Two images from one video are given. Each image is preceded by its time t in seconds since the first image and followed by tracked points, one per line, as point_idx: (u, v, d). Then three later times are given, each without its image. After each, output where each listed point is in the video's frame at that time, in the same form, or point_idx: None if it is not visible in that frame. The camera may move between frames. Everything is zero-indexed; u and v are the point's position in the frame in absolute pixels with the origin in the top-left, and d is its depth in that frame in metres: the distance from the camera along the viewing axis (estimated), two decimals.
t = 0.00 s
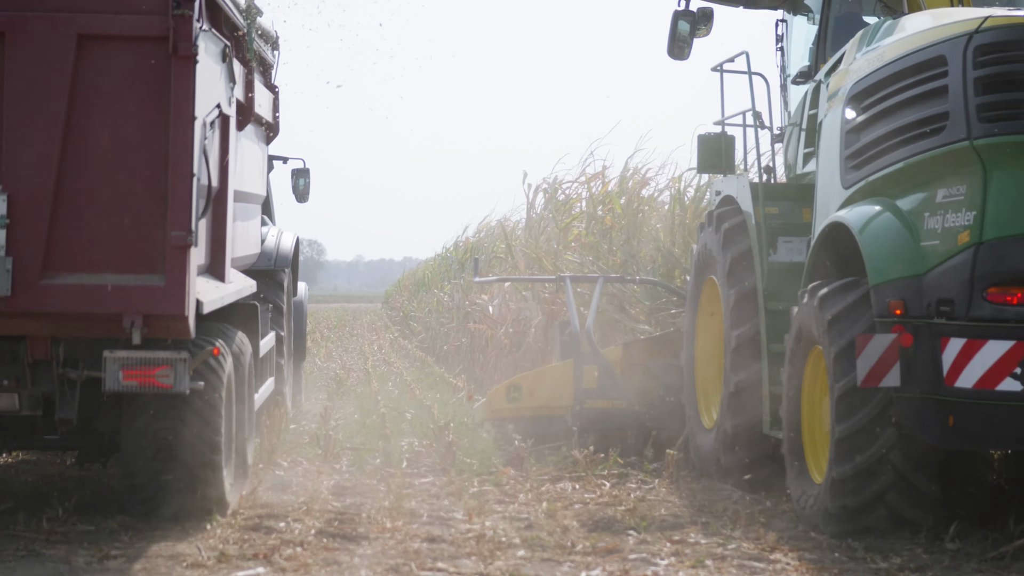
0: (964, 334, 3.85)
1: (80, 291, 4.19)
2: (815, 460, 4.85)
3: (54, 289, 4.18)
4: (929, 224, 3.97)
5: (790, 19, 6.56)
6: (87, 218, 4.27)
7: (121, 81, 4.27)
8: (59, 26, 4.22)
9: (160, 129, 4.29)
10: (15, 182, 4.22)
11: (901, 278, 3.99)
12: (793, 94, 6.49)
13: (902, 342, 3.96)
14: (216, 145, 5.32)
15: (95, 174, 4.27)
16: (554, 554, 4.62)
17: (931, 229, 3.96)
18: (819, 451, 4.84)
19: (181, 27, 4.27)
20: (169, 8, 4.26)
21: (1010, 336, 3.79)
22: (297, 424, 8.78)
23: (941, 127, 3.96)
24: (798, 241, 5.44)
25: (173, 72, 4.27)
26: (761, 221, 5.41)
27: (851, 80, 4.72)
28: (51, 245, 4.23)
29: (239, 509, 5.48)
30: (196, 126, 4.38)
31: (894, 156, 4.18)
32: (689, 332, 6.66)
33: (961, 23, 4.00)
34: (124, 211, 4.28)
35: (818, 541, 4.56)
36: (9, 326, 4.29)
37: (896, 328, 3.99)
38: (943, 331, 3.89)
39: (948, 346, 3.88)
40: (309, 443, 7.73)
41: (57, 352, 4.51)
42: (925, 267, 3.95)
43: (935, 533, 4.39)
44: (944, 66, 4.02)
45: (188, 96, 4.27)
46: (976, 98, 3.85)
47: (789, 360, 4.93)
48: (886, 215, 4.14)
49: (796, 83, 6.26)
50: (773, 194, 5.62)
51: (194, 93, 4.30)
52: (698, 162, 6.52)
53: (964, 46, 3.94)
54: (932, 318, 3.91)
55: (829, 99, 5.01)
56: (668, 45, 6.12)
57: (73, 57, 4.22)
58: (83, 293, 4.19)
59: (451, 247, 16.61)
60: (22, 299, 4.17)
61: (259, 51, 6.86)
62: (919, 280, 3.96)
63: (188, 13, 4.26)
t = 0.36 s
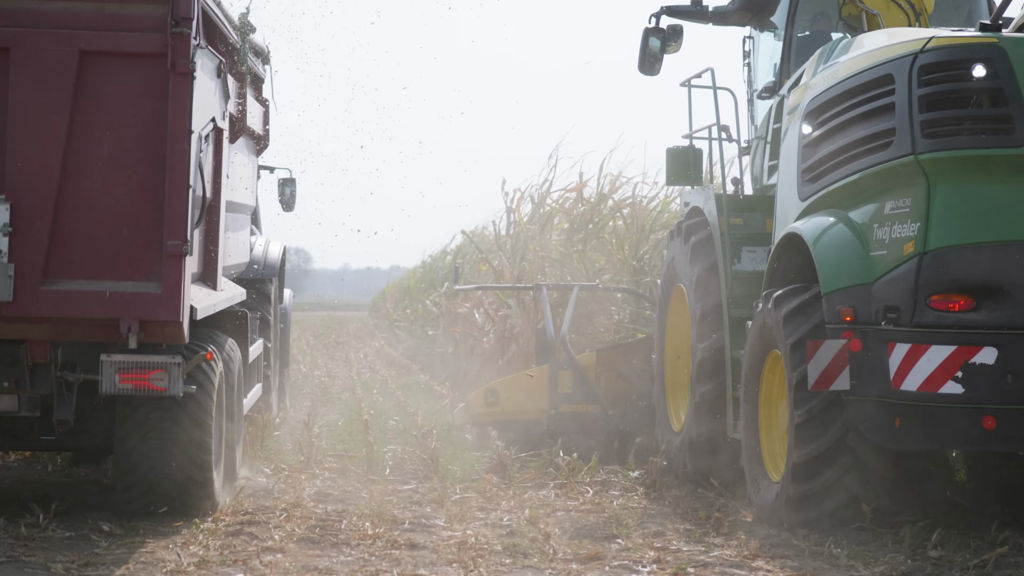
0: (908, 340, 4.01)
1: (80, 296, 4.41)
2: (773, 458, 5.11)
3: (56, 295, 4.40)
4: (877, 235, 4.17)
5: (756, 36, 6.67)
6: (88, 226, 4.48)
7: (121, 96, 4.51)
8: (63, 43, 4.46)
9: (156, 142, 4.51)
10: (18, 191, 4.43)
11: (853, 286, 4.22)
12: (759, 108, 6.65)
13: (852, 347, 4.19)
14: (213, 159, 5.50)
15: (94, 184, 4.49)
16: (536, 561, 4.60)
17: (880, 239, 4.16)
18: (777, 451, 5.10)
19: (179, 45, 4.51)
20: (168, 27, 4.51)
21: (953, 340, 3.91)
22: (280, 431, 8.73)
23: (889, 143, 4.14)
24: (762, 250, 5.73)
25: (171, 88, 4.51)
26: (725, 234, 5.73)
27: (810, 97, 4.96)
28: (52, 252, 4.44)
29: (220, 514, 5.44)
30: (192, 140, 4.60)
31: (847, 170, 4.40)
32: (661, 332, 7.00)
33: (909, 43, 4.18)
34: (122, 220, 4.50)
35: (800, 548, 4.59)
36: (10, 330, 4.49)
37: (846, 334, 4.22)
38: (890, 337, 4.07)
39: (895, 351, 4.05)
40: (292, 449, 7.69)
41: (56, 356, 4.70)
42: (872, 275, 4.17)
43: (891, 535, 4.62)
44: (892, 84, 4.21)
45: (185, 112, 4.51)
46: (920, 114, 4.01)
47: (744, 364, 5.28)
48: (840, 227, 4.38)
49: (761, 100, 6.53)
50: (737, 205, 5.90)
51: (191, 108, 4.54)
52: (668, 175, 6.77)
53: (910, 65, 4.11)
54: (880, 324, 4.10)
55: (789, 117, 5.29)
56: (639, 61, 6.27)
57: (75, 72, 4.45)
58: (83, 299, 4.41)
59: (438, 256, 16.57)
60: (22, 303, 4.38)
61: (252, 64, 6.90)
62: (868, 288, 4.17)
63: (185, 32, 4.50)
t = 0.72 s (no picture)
0: (859, 336, 4.11)
1: (67, 293, 4.47)
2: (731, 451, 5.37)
3: (43, 292, 4.45)
4: (830, 238, 4.27)
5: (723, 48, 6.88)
6: (73, 224, 4.53)
7: (103, 99, 4.57)
8: (46, 49, 4.53)
9: (139, 143, 4.57)
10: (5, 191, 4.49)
11: (806, 287, 4.32)
12: (726, 118, 6.81)
13: (805, 344, 4.29)
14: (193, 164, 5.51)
15: (79, 184, 4.54)
16: (516, 563, 4.59)
17: (833, 243, 4.26)
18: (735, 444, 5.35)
19: (159, 50, 4.57)
20: (148, 32, 4.57)
21: (900, 337, 4.04)
22: (261, 433, 8.68)
23: (841, 150, 4.22)
24: (727, 254, 5.87)
25: (152, 91, 4.56)
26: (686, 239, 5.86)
27: (770, 106, 5.06)
28: (39, 251, 4.50)
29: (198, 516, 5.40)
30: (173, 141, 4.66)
31: (802, 176, 4.49)
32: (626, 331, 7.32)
33: (862, 55, 4.25)
34: (106, 219, 4.56)
35: (780, 551, 4.62)
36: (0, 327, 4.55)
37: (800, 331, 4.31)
38: (841, 334, 4.17)
39: (846, 348, 4.14)
40: (273, 451, 7.64)
41: (45, 350, 4.80)
42: (826, 277, 4.25)
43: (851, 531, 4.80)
44: (845, 95, 4.28)
45: (166, 113, 4.56)
46: (870, 123, 4.08)
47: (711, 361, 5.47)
48: (795, 231, 4.48)
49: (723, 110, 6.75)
50: (702, 212, 6.02)
51: (172, 110, 4.60)
52: (636, 181, 6.90)
53: (862, 77, 4.18)
54: (833, 323, 4.20)
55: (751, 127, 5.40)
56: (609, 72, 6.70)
57: (59, 76, 4.52)
58: (69, 295, 4.47)
59: (422, 259, 16.54)
60: (13, 300, 4.44)
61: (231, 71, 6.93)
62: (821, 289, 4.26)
63: (165, 37, 4.57)
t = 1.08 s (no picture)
0: (821, 330, 4.46)
1: (76, 289, 4.64)
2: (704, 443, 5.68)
3: (53, 287, 4.62)
4: (796, 237, 4.63)
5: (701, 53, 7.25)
6: (81, 224, 4.70)
7: (111, 104, 4.72)
8: (56, 55, 4.68)
9: (145, 147, 4.74)
10: (17, 191, 4.65)
11: (772, 281, 4.64)
12: (702, 121, 7.19)
13: (771, 336, 4.63)
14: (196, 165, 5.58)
15: (88, 185, 4.71)
16: (506, 559, 4.59)
17: (798, 240, 4.61)
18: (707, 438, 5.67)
19: (165, 57, 4.71)
20: (154, 40, 4.71)
21: (858, 330, 4.41)
22: (252, 428, 8.65)
23: (806, 152, 4.56)
24: (702, 252, 6.20)
25: (158, 97, 4.72)
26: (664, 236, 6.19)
27: (745, 108, 5.39)
28: (50, 249, 4.66)
29: (188, 511, 5.38)
30: (178, 145, 4.83)
31: (772, 176, 4.83)
32: (608, 323, 7.80)
33: (827, 62, 4.55)
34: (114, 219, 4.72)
35: (769, 549, 4.65)
36: (10, 320, 4.73)
37: (766, 325, 4.65)
38: (805, 327, 4.50)
39: (809, 340, 4.49)
40: (263, 446, 7.62)
41: (53, 344, 5.00)
42: (791, 272, 4.59)
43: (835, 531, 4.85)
44: (811, 99, 4.60)
45: (172, 118, 4.73)
46: (833, 127, 4.41)
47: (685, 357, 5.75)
48: (765, 229, 4.82)
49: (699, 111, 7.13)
50: (678, 212, 6.35)
51: (177, 116, 4.76)
52: (617, 182, 7.17)
53: (827, 82, 4.49)
54: (797, 316, 4.53)
55: (728, 127, 5.73)
56: (592, 75, 7.02)
57: (69, 81, 4.67)
58: (78, 291, 4.64)
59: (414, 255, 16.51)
60: (22, 295, 4.60)
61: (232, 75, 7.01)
62: (786, 283, 4.59)
63: (170, 45, 4.71)
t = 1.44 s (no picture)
0: (800, 322, 4.70)
1: (97, 280, 4.83)
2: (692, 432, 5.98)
3: (76, 279, 4.80)
4: (777, 233, 4.90)
5: (695, 54, 7.44)
6: (103, 218, 4.89)
7: (132, 105, 4.92)
8: (81, 58, 4.88)
9: (164, 146, 4.93)
10: (42, 187, 4.83)
11: (754, 276, 4.90)
12: (696, 119, 7.42)
13: (754, 328, 4.86)
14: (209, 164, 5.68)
15: (109, 181, 4.90)
16: (510, 551, 4.59)
17: (779, 236, 4.87)
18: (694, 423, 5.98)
19: (183, 60, 4.92)
20: (174, 44, 4.91)
21: (834, 322, 4.64)
22: (259, 419, 8.65)
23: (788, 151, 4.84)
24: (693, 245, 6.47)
25: (176, 98, 4.91)
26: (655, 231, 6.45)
27: (732, 109, 5.67)
28: (73, 242, 4.85)
29: (194, 502, 5.39)
30: (196, 144, 5.02)
31: (756, 174, 5.12)
32: (604, 314, 8.11)
33: (806, 65, 4.84)
34: (134, 214, 4.91)
35: (774, 541, 4.65)
36: (33, 311, 4.91)
37: (748, 317, 4.89)
38: (786, 320, 4.75)
39: (788, 332, 4.73)
40: (269, 437, 7.62)
41: (76, 332, 5.13)
42: (772, 266, 4.85)
43: (844, 525, 4.83)
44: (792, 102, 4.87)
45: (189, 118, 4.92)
46: (813, 127, 4.68)
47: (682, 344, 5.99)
48: (748, 226, 5.10)
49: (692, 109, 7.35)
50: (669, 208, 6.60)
51: (195, 116, 4.95)
52: (613, 179, 7.40)
53: (806, 84, 4.77)
54: (778, 308, 4.78)
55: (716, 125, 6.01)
56: (591, 75, 7.31)
57: (91, 83, 4.87)
58: (99, 282, 4.83)
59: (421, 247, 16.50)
60: (46, 286, 4.78)
61: (246, 75, 7.14)
62: (767, 277, 4.85)
63: (189, 48, 4.90)
